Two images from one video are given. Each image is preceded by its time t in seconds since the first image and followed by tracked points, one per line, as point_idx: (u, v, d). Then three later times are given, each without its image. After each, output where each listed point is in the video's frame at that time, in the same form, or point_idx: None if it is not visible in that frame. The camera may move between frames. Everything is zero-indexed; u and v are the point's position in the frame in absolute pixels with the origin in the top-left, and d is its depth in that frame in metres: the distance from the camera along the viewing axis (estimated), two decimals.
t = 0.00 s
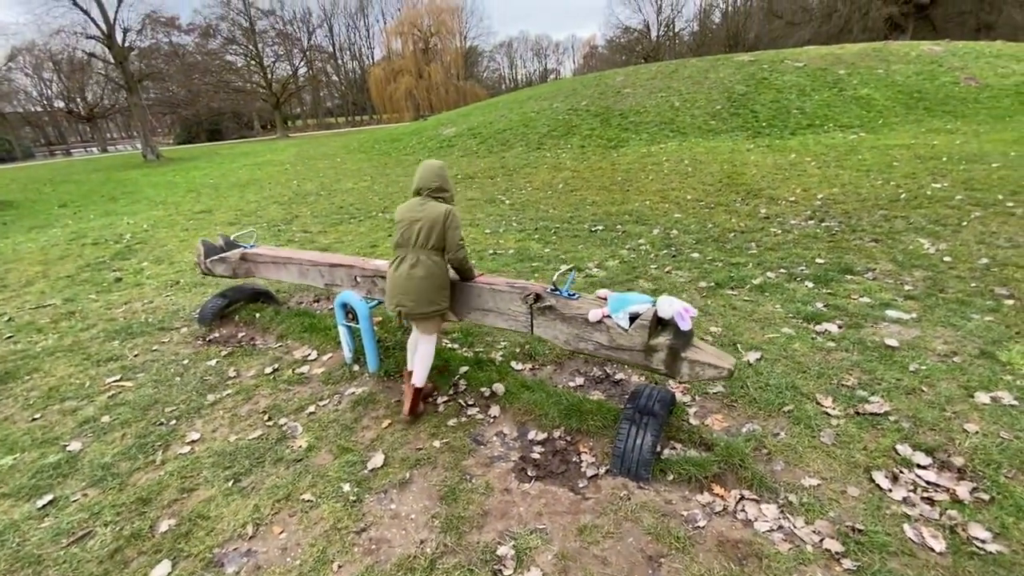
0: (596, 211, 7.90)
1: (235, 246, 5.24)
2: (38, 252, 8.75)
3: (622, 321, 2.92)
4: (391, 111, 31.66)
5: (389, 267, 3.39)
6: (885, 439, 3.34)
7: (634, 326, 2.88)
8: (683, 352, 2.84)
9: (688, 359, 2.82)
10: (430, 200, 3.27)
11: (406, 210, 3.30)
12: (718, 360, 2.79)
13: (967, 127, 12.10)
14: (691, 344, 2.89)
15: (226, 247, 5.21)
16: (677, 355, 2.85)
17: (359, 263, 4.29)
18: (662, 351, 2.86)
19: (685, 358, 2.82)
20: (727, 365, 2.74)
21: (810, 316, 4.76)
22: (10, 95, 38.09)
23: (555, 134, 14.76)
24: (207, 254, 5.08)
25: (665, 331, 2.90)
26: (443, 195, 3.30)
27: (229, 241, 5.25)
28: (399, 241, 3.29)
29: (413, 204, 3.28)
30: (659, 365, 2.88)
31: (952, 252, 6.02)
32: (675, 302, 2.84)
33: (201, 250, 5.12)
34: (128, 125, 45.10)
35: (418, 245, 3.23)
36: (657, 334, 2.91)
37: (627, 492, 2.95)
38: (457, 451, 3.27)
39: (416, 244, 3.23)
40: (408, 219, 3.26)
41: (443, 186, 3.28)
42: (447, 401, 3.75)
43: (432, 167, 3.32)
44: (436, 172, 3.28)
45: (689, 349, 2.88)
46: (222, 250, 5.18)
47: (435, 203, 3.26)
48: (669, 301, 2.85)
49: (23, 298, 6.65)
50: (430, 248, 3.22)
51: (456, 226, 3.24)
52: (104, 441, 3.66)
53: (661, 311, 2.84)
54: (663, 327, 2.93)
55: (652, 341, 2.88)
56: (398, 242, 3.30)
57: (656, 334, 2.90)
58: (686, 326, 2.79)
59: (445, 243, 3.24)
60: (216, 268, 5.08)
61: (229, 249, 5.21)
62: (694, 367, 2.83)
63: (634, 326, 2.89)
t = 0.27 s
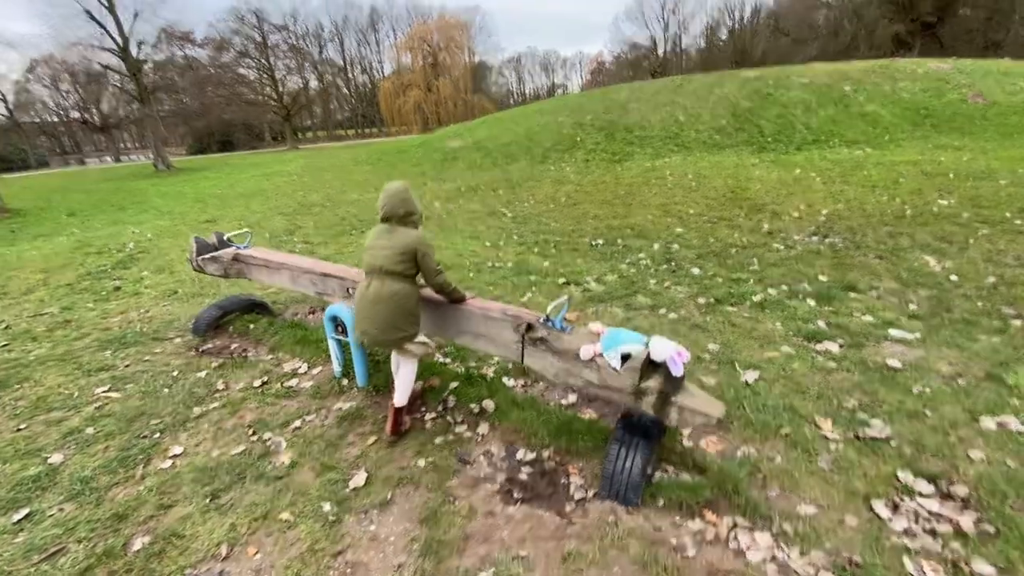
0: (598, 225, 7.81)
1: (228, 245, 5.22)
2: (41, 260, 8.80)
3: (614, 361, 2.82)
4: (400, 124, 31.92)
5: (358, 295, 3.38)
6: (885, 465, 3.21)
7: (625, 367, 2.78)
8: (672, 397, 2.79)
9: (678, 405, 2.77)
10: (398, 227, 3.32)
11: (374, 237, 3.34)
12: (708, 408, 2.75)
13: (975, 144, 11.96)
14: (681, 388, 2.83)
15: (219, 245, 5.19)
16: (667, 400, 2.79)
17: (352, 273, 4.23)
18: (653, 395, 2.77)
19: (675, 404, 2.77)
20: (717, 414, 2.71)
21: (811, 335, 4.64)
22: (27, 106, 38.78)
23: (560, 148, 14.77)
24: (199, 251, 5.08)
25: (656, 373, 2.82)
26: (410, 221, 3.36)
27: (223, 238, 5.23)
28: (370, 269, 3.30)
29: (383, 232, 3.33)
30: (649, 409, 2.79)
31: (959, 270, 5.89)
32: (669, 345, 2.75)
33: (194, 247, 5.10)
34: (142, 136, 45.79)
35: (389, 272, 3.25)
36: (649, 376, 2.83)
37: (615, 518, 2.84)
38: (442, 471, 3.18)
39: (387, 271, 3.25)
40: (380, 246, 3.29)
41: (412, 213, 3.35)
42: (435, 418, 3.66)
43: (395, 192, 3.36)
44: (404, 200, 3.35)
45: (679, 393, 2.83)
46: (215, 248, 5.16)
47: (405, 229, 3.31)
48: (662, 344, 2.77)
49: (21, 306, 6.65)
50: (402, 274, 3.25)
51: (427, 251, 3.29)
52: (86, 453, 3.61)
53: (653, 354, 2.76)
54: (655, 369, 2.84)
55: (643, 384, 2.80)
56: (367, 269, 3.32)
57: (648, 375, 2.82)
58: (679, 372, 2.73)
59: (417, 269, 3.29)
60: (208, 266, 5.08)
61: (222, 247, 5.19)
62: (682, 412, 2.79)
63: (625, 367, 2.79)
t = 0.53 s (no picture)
0: (605, 247, 7.70)
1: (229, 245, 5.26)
2: (56, 266, 8.97)
3: (601, 413, 2.69)
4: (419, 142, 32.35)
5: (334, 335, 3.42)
6: (891, 511, 3.02)
7: (613, 421, 2.66)
8: (659, 455, 2.64)
9: (664, 465, 2.61)
10: (371, 271, 3.34)
11: (348, 280, 3.36)
12: (695, 470, 2.58)
13: (999, 174, 11.67)
14: (669, 446, 2.68)
15: (219, 245, 5.23)
16: (652, 459, 2.64)
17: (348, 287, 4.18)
18: (638, 452, 2.64)
19: (661, 463, 2.61)
20: (703, 478, 2.53)
21: (818, 368, 4.46)
22: (63, 118, 40.17)
23: (573, 169, 14.76)
24: (199, 250, 5.14)
25: (643, 429, 2.67)
26: (384, 264, 3.37)
27: (225, 238, 5.27)
28: (345, 311, 3.32)
29: (358, 274, 3.34)
30: (633, 467, 2.66)
31: (977, 304, 5.66)
32: (660, 401, 2.60)
33: (195, 245, 5.16)
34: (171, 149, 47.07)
35: (362, 316, 3.27)
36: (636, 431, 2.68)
37: (598, 557, 2.70)
38: (422, 498, 3.07)
39: (361, 315, 3.27)
40: (356, 289, 3.31)
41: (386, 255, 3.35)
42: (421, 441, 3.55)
43: (368, 236, 3.34)
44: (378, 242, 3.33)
45: (667, 452, 2.67)
46: (215, 247, 5.21)
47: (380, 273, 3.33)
48: (652, 399, 2.61)
49: (30, 312, 6.74)
50: (377, 318, 3.28)
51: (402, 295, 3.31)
52: (68, 464, 3.57)
53: (642, 410, 2.60)
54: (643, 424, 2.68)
55: (628, 440, 2.66)
56: (340, 312, 3.36)
57: (634, 430, 2.67)
58: (666, 431, 2.57)
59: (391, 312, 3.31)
60: (206, 265, 5.12)
61: (222, 247, 5.23)
62: (668, 473, 2.62)
63: (612, 421, 2.67)
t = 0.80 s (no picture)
0: (618, 262, 7.57)
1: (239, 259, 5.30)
2: (80, 270, 9.19)
3: (596, 422, 2.54)
4: (441, 155, 32.65)
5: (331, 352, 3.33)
6: (905, 550, 2.82)
7: (607, 431, 2.51)
8: (657, 469, 2.45)
9: (663, 479, 2.42)
10: (370, 289, 3.28)
11: (348, 297, 3.31)
12: (697, 486, 2.39)
13: None
14: (670, 459, 2.49)
15: (230, 259, 5.29)
16: (650, 473, 2.45)
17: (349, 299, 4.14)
18: (634, 465, 2.46)
19: (659, 477, 2.42)
20: (705, 494, 2.33)
21: (835, 393, 4.26)
22: (102, 127, 41.66)
23: (590, 183, 14.66)
24: (210, 263, 5.19)
25: (640, 441, 2.50)
26: (384, 281, 3.30)
27: (235, 252, 5.34)
28: (343, 328, 3.25)
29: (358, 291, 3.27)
30: (630, 481, 2.48)
31: (1007, 330, 5.37)
32: (656, 410, 2.43)
33: (206, 258, 5.22)
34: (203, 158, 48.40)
35: (360, 334, 3.19)
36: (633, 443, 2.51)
37: None
38: (410, 518, 2.97)
39: (359, 333, 3.19)
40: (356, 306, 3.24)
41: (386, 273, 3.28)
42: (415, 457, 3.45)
43: (368, 252, 3.29)
44: (378, 259, 3.27)
45: (667, 465, 2.48)
46: (225, 261, 5.26)
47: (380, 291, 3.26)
48: (649, 408, 2.44)
49: (50, 314, 6.88)
50: (375, 337, 3.21)
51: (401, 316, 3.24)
52: (65, 467, 3.57)
53: (638, 419, 2.44)
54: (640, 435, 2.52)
55: (624, 451, 2.49)
56: (337, 330, 3.29)
57: (631, 441, 2.50)
58: (664, 442, 2.40)
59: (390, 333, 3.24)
60: (216, 278, 5.16)
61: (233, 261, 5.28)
62: (668, 488, 2.42)
63: (606, 431, 2.51)
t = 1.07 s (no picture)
0: (632, 267, 7.39)
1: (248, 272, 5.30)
2: (103, 274, 9.38)
3: (595, 418, 2.45)
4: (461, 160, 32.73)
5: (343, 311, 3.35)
6: None
7: (605, 428, 2.40)
8: (659, 468, 2.32)
9: (666, 478, 2.29)
10: (361, 239, 3.17)
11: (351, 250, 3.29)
12: (702, 485, 2.25)
13: None
14: (674, 457, 2.36)
15: (241, 272, 5.29)
16: (652, 472, 2.32)
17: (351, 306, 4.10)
18: (635, 464, 2.34)
19: (661, 476, 2.29)
20: (712, 494, 2.19)
21: (857, 407, 4.04)
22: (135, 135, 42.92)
23: (608, 186, 14.47)
24: (221, 277, 5.19)
25: (642, 438, 2.39)
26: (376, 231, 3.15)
27: (245, 265, 5.32)
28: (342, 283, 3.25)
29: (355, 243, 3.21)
30: (631, 480, 2.35)
31: None
32: (657, 405, 2.32)
33: (217, 273, 5.23)
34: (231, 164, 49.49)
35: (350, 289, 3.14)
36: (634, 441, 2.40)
37: None
38: (404, 533, 2.88)
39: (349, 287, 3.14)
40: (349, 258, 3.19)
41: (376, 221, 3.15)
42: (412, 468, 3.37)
43: (366, 203, 3.22)
44: (369, 206, 3.17)
45: (671, 464, 2.35)
46: (236, 275, 5.26)
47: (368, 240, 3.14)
48: (650, 402, 2.34)
49: (70, 317, 7.02)
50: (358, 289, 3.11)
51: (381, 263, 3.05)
52: (67, 472, 3.58)
53: (638, 415, 2.35)
54: (641, 434, 2.41)
55: (624, 450, 2.38)
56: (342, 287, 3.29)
57: (631, 439, 2.39)
58: (666, 438, 2.28)
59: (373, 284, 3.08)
60: (227, 292, 5.15)
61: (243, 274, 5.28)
62: (673, 489, 2.28)
63: (605, 428, 2.41)
